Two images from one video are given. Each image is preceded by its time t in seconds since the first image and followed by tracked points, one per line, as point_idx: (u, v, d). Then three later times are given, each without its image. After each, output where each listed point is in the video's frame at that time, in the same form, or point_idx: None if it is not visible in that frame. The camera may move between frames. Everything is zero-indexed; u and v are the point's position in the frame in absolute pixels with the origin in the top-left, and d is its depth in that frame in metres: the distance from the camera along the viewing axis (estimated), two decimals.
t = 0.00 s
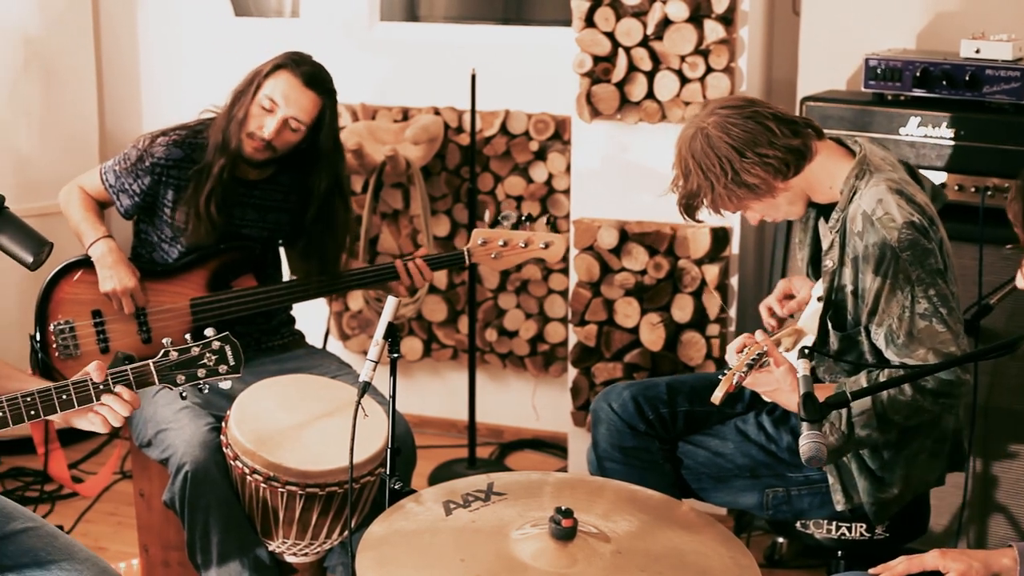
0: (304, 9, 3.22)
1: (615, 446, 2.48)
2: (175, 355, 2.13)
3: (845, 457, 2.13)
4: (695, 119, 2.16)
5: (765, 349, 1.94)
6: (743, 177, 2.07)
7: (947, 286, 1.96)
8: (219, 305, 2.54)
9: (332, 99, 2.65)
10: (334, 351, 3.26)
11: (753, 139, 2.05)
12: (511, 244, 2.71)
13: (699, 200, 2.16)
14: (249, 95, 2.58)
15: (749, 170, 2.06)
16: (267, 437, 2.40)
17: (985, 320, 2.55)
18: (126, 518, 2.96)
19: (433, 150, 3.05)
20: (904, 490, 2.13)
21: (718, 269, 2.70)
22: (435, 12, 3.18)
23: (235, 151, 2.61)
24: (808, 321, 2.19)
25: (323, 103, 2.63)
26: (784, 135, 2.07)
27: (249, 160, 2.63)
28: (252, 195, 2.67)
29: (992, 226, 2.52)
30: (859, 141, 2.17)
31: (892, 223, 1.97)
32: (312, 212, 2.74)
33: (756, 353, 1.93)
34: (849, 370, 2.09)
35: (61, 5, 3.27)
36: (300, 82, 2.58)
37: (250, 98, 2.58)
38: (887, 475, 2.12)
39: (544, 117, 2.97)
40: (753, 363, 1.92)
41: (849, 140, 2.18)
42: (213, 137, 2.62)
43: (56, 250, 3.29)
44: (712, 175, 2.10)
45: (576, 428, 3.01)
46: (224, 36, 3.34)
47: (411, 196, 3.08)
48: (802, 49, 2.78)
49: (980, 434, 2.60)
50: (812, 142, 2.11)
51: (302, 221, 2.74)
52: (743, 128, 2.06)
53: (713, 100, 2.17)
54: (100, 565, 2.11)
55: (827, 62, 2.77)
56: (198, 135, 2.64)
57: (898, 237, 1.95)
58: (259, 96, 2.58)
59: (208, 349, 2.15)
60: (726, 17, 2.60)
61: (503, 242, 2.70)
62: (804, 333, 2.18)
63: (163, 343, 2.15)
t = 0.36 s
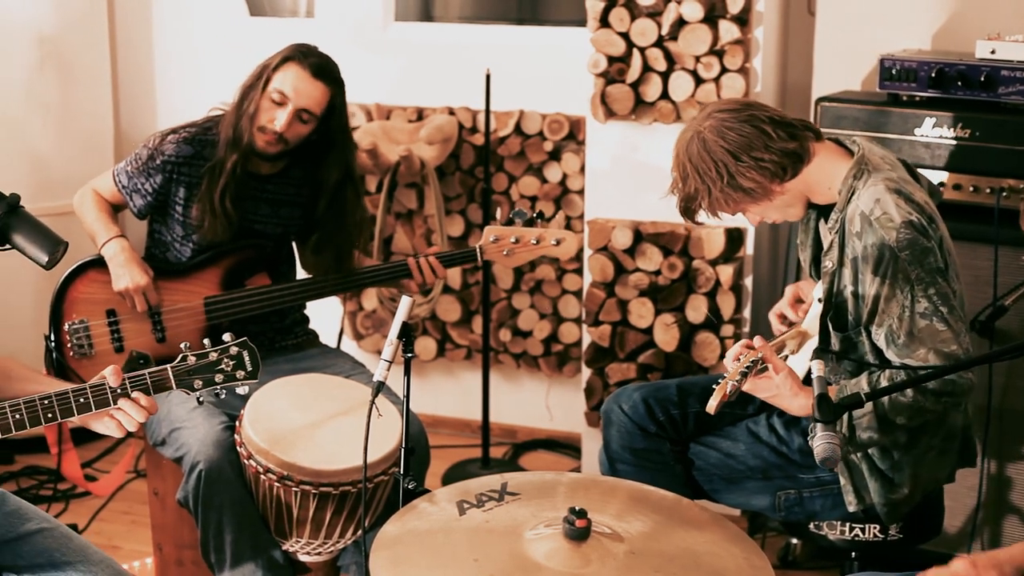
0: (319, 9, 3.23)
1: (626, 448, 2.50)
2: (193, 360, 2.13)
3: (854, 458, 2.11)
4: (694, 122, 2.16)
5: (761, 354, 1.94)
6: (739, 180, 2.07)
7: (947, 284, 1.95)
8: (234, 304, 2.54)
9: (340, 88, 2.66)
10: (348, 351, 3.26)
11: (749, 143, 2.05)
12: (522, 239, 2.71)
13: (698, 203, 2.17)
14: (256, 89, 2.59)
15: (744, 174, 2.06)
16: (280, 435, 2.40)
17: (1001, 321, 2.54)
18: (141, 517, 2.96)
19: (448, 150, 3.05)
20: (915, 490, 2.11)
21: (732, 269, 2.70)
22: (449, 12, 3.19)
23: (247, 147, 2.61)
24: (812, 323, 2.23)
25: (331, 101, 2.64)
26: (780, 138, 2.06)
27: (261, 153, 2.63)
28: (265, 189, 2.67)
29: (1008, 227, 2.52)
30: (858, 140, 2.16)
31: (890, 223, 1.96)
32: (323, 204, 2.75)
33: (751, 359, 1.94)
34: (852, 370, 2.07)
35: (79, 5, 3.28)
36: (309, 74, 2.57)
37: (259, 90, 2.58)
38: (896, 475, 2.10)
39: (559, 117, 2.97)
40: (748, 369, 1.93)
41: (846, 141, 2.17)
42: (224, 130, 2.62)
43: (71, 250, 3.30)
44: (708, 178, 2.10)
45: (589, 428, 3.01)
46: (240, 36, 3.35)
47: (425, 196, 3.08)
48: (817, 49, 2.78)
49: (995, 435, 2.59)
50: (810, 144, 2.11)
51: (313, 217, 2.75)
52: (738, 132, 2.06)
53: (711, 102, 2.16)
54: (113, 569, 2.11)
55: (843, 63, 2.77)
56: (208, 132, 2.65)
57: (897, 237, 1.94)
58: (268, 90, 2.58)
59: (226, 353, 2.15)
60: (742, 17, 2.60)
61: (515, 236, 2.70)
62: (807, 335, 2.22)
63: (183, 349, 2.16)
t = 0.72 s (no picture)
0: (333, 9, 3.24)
1: (637, 450, 2.49)
2: (210, 362, 2.13)
3: (865, 460, 2.10)
4: (687, 134, 2.15)
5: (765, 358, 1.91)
6: (735, 192, 2.06)
7: (946, 285, 1.94)
8: (247, 304, 2.55)
9: (347, 89, 2.66)
10: (362, 351, 3.27)
11: (742, 153, 2.04)
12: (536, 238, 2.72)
13: (696, 216, 2.16)
14: (265, 91, 2.58)
15: (740, 185, 2.05)
16: (292, 435, 2.40)
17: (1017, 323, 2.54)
18: (154, 516, 2.96)
19: (462, 150, 3.05)
20: (926, 491, 2.09)
21: (746, 270, 2.70)
22: (463, 12, 3.18)
23: (256, 149, 2.60)
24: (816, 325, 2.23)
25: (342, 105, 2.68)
26: (773, 147, 2.05)
27: (272, 154, 2.63)
28: (277, 190, 2.67)
29: None
30: (854, 143, 2.16)
31: (886, 226, 1.95)
32: (333, 205, 2.75)
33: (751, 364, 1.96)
34: (854, 375, 2.05)
35: (93, 7, 3.29)
36: (318, 76, 2.58)
37: (269, 91, 2.58)
38: (908, 476, 2.08)
39: (572, 117, 2.97)
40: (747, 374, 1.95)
41: (842, 145, 2.17)
42: (235, 133, 2.61)
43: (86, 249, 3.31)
44: (704, 192, 2.09)
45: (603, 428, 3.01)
46: (256, 36, 3.35)
47: (439, 196, 3.08)
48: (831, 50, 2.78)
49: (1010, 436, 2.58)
50: (804, 151, 2.10)
51: (322, 216, 2.75)
52: (732, 144, 2.05)
53: (702, 115, 2.15)
54: (128, 569, 2.12)
55: (857, 63, 2.76)
56: (219, 133, 2.65)
57: (894, 240, 1.93)
58: (278, 91, 2.57)
59: (243, 356, 2.15)
60: (756, 18, 2.59)
61: (529, 236, 2.71)
62: (812, 337, 2.22)
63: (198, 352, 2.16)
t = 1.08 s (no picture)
0: (348, 9, 3.25)
1: (651, 451, 2.49)
2: (228, 367, 2.13)
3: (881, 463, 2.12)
4: (712, 131, 2.15)
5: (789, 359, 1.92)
6: (760, 190, 2.07)
7: (973, 287, 1.94)
8: (264, 304, 2.57)
9: (368, 105, 2.64)
10: (376, 350, 3.27)
11: (768, 151, 2.04)
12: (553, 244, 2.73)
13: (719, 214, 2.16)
14: (281, 104, 2.57)
15: (765, 183, 2.05)
16: (307, 434, 2.41)
17: None
18: (168, 515, 2.97)
19: (476, 150, 3.05)
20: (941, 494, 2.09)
21: (761, 270, 2.70)
22: (478, 12, 3.19)
23: (272, 161, 2.59)
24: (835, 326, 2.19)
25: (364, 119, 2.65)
26: (799, 146, 2.05)
27: (286, 166, 2.63)
28: (294, 196, 2.67)
29: None
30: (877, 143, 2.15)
31: (914, 227, 1.95)
32: (348, 218, 2.72)
33: (773, 366, 1.96)
34: (877, 376, 2.05)
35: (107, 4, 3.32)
36: (338, 91, 2.56)
37: (288, 104, 2.56)
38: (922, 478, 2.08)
39: (587, 117, 2.97)
40: (771, 376, 1.95)
41: (866, 144, 2.15)
42: (253, 142, 2.60)
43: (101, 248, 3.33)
44: (729, 190, 2.09)
45: (616, 429, 3.01)
46: (270, 35, 3.36)
47: (453, 196, 3.08)
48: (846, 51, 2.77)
49: None
50: (830, 150, 2.09)
51: (335, 225, 2.72)
52: (758, 142, 2.05)
53: (727, 112, 2.15)
54: (142, 569, 2.12)
55: (872, 64, 2.76)
56: (238, 137, 2.65)
57: (922, 241, 1.94)
58: (296, 104, 2.56)
59: (260, 361, 2.14)
60: (771, 18, 2.59)
61: (546, 243, 2.72)
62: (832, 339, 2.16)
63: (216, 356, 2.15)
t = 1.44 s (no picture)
0: (362, 9, 3.25)
1: (669, 450, 2.48)
2: (244, 368, 2.13)
3: (898, 463, 2.10)
4: (752, 119, 2.16)
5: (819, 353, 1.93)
6: (798, 180, 2.07)
7: (1010, 287, 1.92)
8: (279, 305, 2.57)
9: (388, 115, 2.65)
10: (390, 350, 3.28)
11: (809, 141, 2.05)
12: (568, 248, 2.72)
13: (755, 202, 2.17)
14: (303, 112, 2.59)
15: (803, 173, 2.06)
16: (322, 434, 2.40)
17: None
18: (182, 514, 2.98)
19: (490, 150, 3.06)
20: (959, 497, 2.08)
21: (775, 271, 2.70)
22: (492, 12, 3.18)
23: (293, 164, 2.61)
24: (864, 325, 2.16)
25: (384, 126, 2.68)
26: (840, 138, 2.05)
27: (307, 174, 2.63)
28: (314, 200, 2.67)
29: None
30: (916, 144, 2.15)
31: (953, 224, 1.94)
32: (371, 226, 2.74)
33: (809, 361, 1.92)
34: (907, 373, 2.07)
35: (123, 5, 3.33)
36: (359, 101, 2.56)
37: (310, 112, 2.58)
38: (941, 480, 2.08)
39: (601, 118, 2.97)
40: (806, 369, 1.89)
41: (907, 143, 2.16)
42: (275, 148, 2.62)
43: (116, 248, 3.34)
44: (767, 177, 2.10)
45: (630, 429, 3.01)
46: (285, 36, 3.36)
47: (467, 196, 3.08)
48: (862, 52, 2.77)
49: None
50: (870, 146, 2.10)
51: (359, 237, 2.74)
52: (799, 131, 2.06)
53: (769, 102, 2.16)
54: (155, 568, 2.12)
55: (888, 65, 2.75)
56: (259, 139, 2.65)
57: (960, 239, 1.92)
58: (318, 113, 2.57)
59: (277, 363, 2.15)
60: (786, 18, 2.59)
61: (562, 246, 2.71)
62: (860, 337, 2.15)
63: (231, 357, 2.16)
